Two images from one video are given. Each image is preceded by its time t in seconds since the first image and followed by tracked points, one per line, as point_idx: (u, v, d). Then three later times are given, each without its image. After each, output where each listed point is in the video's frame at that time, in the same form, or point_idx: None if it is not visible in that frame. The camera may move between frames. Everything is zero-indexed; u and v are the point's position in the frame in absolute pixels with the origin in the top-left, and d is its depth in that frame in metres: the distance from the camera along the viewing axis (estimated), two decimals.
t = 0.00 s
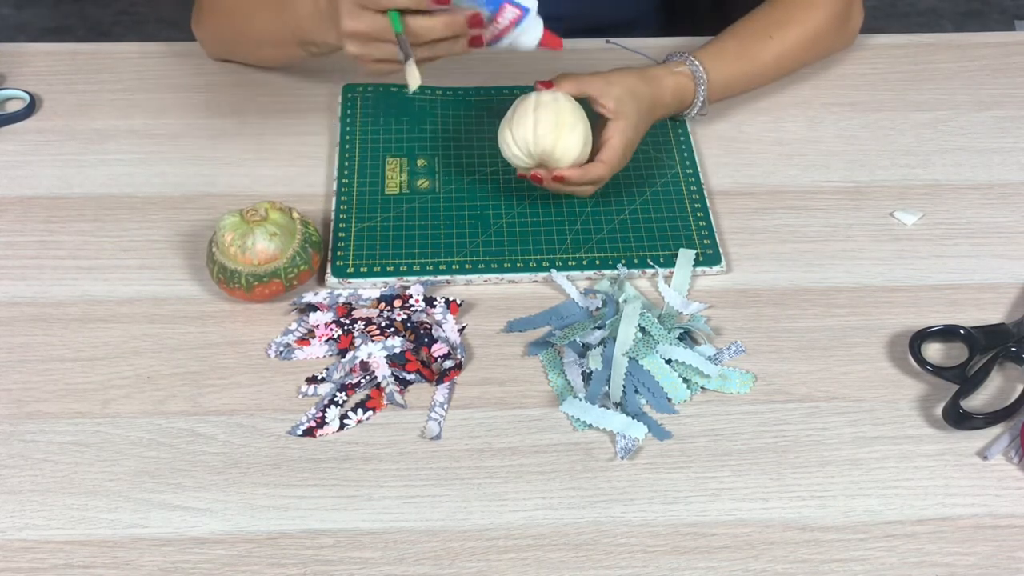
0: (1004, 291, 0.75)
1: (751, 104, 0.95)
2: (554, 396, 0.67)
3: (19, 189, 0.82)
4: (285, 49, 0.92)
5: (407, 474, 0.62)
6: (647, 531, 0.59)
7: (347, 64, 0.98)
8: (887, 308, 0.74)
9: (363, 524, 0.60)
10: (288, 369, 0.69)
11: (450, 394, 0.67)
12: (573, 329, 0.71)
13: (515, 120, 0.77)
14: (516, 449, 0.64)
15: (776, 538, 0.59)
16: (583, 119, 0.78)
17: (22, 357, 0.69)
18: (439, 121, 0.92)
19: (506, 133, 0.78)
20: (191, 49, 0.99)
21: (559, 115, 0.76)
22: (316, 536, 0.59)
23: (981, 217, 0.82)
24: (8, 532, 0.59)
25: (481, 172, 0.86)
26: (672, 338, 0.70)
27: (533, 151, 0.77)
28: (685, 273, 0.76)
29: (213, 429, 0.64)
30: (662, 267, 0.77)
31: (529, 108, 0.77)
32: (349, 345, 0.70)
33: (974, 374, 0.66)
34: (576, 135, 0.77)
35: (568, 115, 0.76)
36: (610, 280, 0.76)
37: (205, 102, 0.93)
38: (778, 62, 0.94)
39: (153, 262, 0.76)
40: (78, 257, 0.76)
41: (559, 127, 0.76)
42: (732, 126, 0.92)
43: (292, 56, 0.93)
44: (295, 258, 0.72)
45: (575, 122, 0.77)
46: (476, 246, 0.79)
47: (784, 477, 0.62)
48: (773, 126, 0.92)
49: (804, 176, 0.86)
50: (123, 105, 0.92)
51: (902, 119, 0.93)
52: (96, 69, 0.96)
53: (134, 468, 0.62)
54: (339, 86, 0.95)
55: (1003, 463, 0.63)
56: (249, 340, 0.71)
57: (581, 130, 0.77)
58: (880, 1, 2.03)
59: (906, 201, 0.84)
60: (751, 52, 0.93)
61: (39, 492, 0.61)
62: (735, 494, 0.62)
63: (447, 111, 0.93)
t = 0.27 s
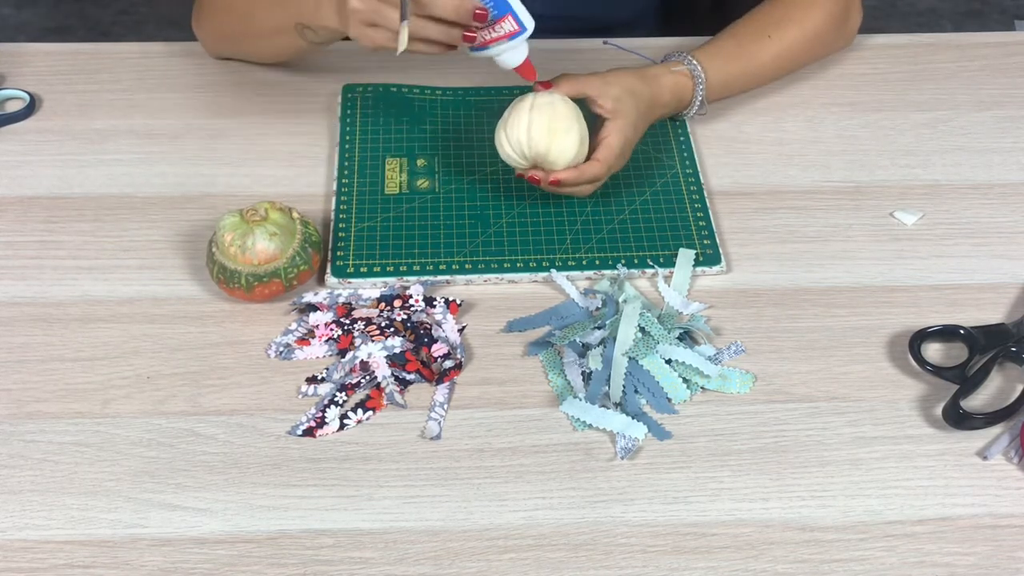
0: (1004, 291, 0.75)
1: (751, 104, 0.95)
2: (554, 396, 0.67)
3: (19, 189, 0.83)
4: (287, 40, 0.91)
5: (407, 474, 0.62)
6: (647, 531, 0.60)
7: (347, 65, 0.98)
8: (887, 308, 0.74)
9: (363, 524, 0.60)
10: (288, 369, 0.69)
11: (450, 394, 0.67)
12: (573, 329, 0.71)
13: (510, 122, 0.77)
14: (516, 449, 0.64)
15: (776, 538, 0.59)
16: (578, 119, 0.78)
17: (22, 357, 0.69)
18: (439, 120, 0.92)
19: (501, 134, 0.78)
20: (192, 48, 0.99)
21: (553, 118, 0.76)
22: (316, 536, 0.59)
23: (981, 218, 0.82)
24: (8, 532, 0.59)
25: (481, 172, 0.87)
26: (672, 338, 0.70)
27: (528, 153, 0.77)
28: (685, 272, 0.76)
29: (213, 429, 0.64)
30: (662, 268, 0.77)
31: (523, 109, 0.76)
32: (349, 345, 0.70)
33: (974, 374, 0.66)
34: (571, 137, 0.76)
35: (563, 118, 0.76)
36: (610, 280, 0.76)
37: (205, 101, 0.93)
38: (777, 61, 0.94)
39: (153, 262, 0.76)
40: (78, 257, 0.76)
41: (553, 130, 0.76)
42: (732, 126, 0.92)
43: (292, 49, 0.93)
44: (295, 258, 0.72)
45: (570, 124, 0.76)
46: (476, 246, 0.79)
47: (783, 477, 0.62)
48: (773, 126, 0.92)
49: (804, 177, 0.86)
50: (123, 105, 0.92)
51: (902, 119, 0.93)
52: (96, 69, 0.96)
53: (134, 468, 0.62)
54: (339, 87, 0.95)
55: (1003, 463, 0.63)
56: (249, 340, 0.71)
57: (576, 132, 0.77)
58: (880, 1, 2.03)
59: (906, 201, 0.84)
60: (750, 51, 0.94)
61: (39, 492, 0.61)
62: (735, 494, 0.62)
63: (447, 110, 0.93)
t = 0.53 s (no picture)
0: (1004, 291, 0.75)
1: (751, 104, 0.95)
2: (554, 396, 0.67)
3: (19, 189, 0.83)
4: (291, 36, 0.92)
5: (407, 474, 0.62)
6: (647, 531, 0.60)
7: (348, 64, 0.98)
8: (887, 308, 0.74)
9: (363, 524, 0.60)
10: (288, 369, 0.69)
11: (450, 394, 0.67)
12: (573, 329, 0.71)
13: (505, 121, 0.77)
14: (516, 449, 0.64)
15: (776, 538, 0.59)
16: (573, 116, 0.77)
17: (22, 357, 0.69)
18: (439, 120, 0.92)
19: (496, 132, 0.78)
20: (192, 48, 0.99)
21: (547, 116, 0.75)
22: (316, 536, 0.59)
23: (981, 218, 0.82)
24: (8, 532, 0.59)
25: (482, 172, 0.86)
26: (672, 338, 0.70)
27: (524, 151, 0.77)
28: (685, 272, 0.76)
29: (213, 429, 0.64)
30: (662, 267, 0.77)
31: (518, 107, 0.76)
32: (349, 345, 0.70)
33: (974, 374, 0.66)
34: (566, 135, 0.76)
35: (557, 115, 0.76)
36: (610, 280, 0.76)
37: (205, 101, 0.93)
38: (776, 60, 0.94)
39: (153, 262, 0.77)
40: (78, 257, 0.76)
41: (548, 128, 0.76)
42: (732, 125, 0.92)
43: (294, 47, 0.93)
44: (295, 258, 0.72)
45: (564, 122, 0.76)
46: (476, 246, 0.79)
47: (783, 477, 0.62)
48: (773, 126, 0.92)
49: (804, 176, 0.86)
50: (123, 105, 0.92)
51: (902, 119, 0.93)
52: (96, 69, 0.96)
53: (134, 468, 0.62)
54: (340, 86, 0.95)
55: (1003, 463, 0.63)
56: (249, 340, 0.71)
57: (571, 129, 0.76)
58: (880, 1, 2.03)
59: (906, 201, 0.84)
60: (749, 50, 0.94)
61: (39, 492, 0.61)
62: (735, 494, 0.62)
63: (447, 110, 0.93)
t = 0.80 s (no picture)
0: (1004, 291, 0.75)
1: (751, 104, 0.95)
2: (554, 396, 0.67)
3: (19, 189, 0.83)
4: (292, 37, 0.92)
5: (407, 474, 0.62)
6: (647, 531, 0.60)
7: (348, 64, 0.98)
8: (887, 308, 0.74)
9: (363, 524, 0.60)
10: (288, 369, 0.69)
11: (450, 394, 0.67)
12: (573, 329, 0.71)
13: (504, 118, 0.77)
14: (516, 449, 0.64)
15: (776, 538, 0.59)
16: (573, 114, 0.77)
17: (22, 357, 0.69)
18: (439, 120, 0.92)
19: (495, 130, 0.78)
20: (192, 48, 0.99)
21: (547, 114, 0.75)
22: (316, 536, 0.59)
23: (981, 218, 0.82)
24: (8, 532, 0.59)
25: (482, 172, 0.87)
26: (672, 339, 0.70)
27: (522, 149, 0.77)
28: (685, 272, 0.76)
29: (213, 429, 0.64)
30: (662, 268, 0.77)
31: (517, 105, 0.76)
32: (349, 345, 0.70)
33: (974, 374, 0.66)
34: (564, 133, 0.76)
35: (556, 113, 0.76)
36: (610, 280, 0.76)
37: (205, 101, 0.93)
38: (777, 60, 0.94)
39: (153, 262, 0.76)
40: (78, 257, 0.76)
41: (547, 125, 0.76)
42: (732, 125, 0.92)
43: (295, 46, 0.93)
44: (296, 258, 0.72)
45: (564, 120, 0.76)
46: (476, 246, 0.79)
47: (783, 477, 0.62)
48: (773, 126, 0.92)
49: (804, 176, 0.86)
50: (123, 105, 0.92)
51: (902, 119, 0.93)
52: (96, 69, 0.96)
53: (134, 468, 0.62)
54: (340, 87, 0.95)
55: (1003, 463, 0.63)
56: (249, 340, 0.71)
57: (570, 127, 0.76)
58: (880, 1, 2.03)
59: (906, 201, 0.84)
60: (750, 50, 0.94)
61: (39, 492, 0.61)
62: (735, 494, 0.62)
63: (447, 110, 0.93)
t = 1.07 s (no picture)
0: (1004, 291, 0.75)
1: (751, 104, 0.95)
2: (554, 396, 0.67)
3: (19, 189, 0.83)
4: (292, 44, 0.92)
5: (407, 474, 0.62)
6: (647, 531, 0.60)
7: (347, 64, 0.98)
8: (888, 308, 0.74)
9: (364, 524, 0.60)
10: (288, 369, 0.69)
11: (450, 394, 0.67)
12: (573, 329, 0.71)
13: (503, 108, 0.78)
14: (516, 449, 0.64)
15: (776, 538, 0.59)
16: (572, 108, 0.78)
17: (22, 357, 0.69)
18: (439, 120, 0.92)
19: (495, 121, 0.79)
20: (192, 48, 0.99)
21: (546, 104, 0.76)
22: (316, 536, 0.59)
23: (981, 218, 0.82)
24: (8, 532, 0.59)
25: (482, 172, 0.87)
26: (672, 339, 0.70)
27: (520, 139, 0.78)
28: (685, 272, 0.76)
29: (213, 429, 0.64)
30: (662, 268, 0.77)
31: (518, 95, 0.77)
32: (349, 345, 0.70)
33: (974, 374, 0.66)
34: (563, 124, 0.77)
35: (555, 105, 0.76)
36: (610, 280, 0.76)
37: (205, 101, 0.93)
38: (778, 60, 0.94)
39: (153, 262, 0.76)
40: (78, 257, 0.76)
41: (546, 116, 0.76)
42: (732, 126, 0.92)
43: (294, 55, 0.93)
44: (296, 258, 0.72)
45: (562, 112, 0.76)
46: (476, 246, 0.79)
47: (784, 477, 0.62)
48: (773, 126, 0.92)
49: (804, 176, 0.86)
50: (123, 105, 0.92)
51: (902, 119, 0.93)
52: (96, 69, 0.96)
53: (134, 468, 0.62)
54: (340, 86, 0.95)
55: (1003, 463, 0.63)
56: (249, 340, 0.71)
57: (568, 120, 0.77)
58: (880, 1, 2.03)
59: (906, 201, 0.84)
60: (750, 50, 0.93)
61: (39, 492, 0.61)
62: (735, 494, 0.62)
63: (447, 110, 0.93)
